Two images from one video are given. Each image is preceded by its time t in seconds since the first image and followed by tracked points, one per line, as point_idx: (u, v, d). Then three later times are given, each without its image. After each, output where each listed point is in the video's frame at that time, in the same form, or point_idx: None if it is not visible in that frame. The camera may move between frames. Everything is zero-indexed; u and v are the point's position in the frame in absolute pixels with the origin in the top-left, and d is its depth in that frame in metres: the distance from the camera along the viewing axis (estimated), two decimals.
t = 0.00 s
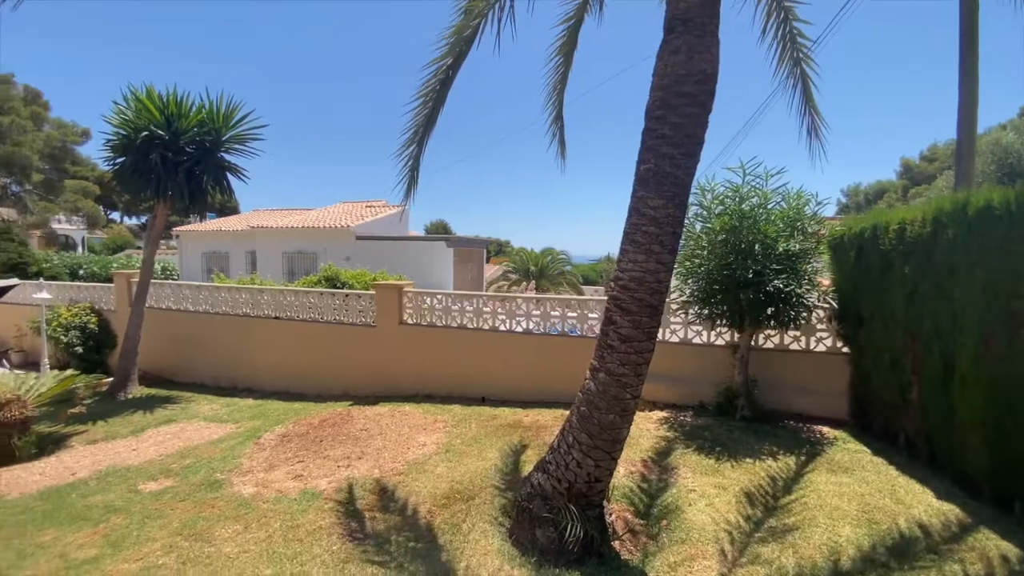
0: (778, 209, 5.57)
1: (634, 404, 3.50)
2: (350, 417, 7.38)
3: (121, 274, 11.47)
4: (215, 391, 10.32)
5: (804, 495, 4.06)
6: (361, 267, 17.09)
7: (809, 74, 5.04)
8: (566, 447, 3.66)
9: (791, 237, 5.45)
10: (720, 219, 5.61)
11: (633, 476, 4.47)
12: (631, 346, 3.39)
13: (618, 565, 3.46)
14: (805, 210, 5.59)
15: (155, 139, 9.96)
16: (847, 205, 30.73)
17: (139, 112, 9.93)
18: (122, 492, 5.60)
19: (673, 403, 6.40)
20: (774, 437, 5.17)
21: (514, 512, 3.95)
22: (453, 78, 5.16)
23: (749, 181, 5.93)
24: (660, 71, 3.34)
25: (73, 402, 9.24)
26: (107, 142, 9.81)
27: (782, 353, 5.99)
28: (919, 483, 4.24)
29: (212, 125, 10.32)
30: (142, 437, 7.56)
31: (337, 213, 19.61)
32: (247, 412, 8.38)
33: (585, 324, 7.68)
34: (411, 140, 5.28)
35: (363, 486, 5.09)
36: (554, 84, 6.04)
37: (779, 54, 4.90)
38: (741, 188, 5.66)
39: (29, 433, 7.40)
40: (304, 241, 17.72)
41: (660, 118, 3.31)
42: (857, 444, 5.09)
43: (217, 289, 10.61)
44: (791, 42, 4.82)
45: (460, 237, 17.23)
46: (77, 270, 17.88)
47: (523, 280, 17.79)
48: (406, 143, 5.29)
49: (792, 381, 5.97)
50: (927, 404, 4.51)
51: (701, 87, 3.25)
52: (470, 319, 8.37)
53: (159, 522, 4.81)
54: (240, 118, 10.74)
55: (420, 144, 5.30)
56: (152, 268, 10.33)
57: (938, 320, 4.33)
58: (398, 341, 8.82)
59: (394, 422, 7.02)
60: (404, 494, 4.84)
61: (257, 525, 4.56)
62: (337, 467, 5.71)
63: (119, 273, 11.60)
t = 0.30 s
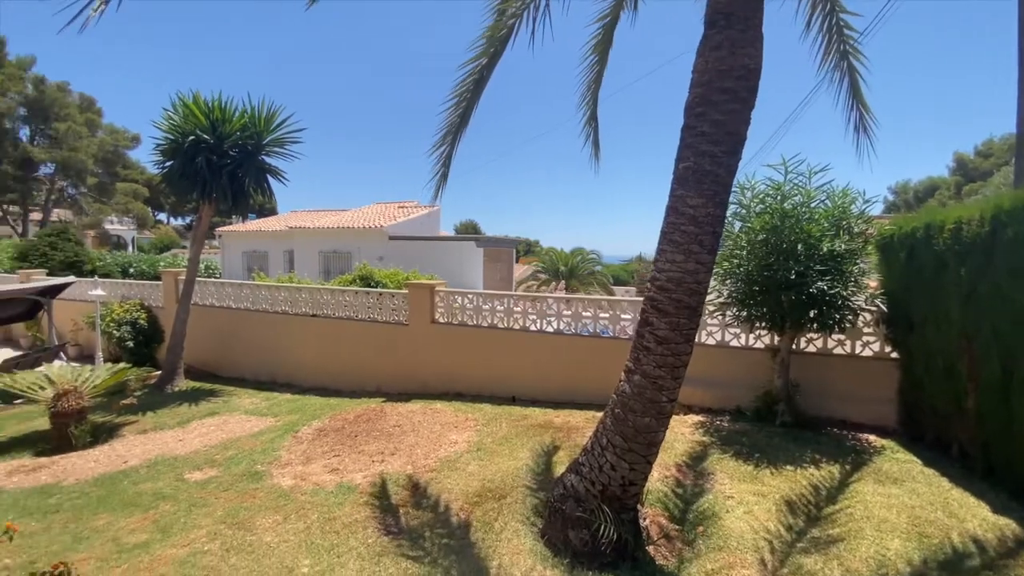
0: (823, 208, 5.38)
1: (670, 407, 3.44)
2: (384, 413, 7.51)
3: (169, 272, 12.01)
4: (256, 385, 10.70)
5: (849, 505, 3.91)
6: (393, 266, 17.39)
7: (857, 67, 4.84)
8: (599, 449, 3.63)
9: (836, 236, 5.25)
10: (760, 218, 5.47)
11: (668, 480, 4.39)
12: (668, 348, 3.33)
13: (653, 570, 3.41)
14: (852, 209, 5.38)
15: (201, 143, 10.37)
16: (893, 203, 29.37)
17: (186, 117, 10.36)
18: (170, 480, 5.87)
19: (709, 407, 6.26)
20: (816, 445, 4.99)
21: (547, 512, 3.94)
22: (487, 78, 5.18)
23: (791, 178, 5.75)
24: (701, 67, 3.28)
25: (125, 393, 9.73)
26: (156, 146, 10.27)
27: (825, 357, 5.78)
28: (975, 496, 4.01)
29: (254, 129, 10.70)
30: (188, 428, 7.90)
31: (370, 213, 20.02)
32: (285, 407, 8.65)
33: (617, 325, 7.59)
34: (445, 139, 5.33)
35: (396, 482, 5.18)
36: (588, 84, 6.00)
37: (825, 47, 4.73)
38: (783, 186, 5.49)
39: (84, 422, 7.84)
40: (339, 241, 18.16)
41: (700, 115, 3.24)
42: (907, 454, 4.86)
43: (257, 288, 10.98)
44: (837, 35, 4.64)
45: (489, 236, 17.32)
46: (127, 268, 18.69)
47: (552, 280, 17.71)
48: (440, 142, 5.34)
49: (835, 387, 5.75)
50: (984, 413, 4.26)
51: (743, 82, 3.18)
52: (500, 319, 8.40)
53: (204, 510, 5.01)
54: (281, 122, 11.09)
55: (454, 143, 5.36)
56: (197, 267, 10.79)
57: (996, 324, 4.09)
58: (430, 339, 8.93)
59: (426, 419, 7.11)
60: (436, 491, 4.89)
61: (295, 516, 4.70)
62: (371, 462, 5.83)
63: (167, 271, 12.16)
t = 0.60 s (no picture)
0: (870, 207, 5.16)
1: (708, 411, 3.37)
2: (416, 410, 7.61)
3: (212, 271, 12.50)
4: (293, 380, 11.03)
5: (897, 518, 3.74)
6: (424, 266, 17.64)
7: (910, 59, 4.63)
8: (634, 452, 3.58)
9: (884, 236, 5.03)
10: (802, 217, 5.29)
11: (703, 486, 4.30)
12: (707, 350, 3.26)
13: None
14: (902, 207, 5.14)
15: (243, 147, 10.77)
16: (943, 201, 27.88)
17: (229, 122, 10.76)
18: (214, 470, 6.11)
19: (747, 412, 6.10)
20: (861, 454, 4.80)
21: (579, 514, 3.91)
22: (521, 77, 5.19)
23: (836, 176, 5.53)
24: (743, 63, 3.20)
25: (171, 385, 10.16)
26: (202, 150, 10.71)
27: (871, 363, 5.55)
28: None
29: (293, 132, 11.04)
30: (230, 421, 8.20)
31: (402, 214, 20.36)
32: (320, 402, 8.88)
33: (651, 327, 7.48)
34: (478, 139, 5.37)
35: (428, 478, 5.25)
36: (623, 82, 5.94)
37: (874, 39, 4.54)
38: (827, 183, 5.30)
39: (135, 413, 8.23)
40: (372, 241, 18.54)
41: (743, 112, 3.16)
42: (961, 465, 4.62)
43: (295, 286, 11.33)
44: (887, 25, 4.45)
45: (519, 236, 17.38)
46: (173, 267, 19.41)
47: (582, 280, 17.56)
48: (473, 142, 5.38)
49: (881, 394, 5.52)
50: None
51: (788, 78, 3.09)
52: (531, 319, 8.39)
53: (246, 501, 5.19)
54: (318, 125, 11.41)
55: (487, 142, 5.39)
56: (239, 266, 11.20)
57: None
58: (462, 338, 9.00)
59: (457, 417, 7.18)
60: (468, 489, 4.92)
61: (332, 509, 4.82)
62: (404, 458, 5.92)
63: (211, 270, 12.67)
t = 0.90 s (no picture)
0: (921, 205, 4.93)
1: (748, 415, 3.29)
2: (446, 408, 7.69)
3: (252, 270, 12.93)
4: (328, 376, 11.32)
5: (950, 531, 3.56)
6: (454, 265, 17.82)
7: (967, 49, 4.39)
8: (670, 455, 3.52)
9: (937, 235, 4.79)
10: (848, 216, 5.10)
11: (741, 493, 4.19)
12: (747, 353, 3.17)
13: None
14: (956, 205, 4.89)
15: (282, 150, 11.11)
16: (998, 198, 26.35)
17: (269, 126, 11.12)
18: (254, 462, 6.33)
19: (787, 417, 5.92)
20: (910, 464, 4.59)
21: (612, 517, 3.87)
22: (555, 76, 5.17)
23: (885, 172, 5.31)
24: (788, 56, 3.11)
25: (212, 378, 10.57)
26: (243, 153, 11.09)
27: (920, 368, 5.30)
28: None
29: (330, 135, 11.34)
30: (268, 415, 8.47)
31: (433, 214, 20.61)
32: (354, 398, 9.08)
33: (685, 328, 7.33)
34: (511, 137, 5.38)
35: (460, 476, 5.30)
36: (657, 78, 5.85)
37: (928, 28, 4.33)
38: (875, 180, 5.08)
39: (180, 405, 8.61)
40: (403, 241, 18.86)
41: (787, 107, 3.07)
42: (1020, 478, 4.36)
43: (330, 285, 11.62)
44: (942, 13, 4.24)
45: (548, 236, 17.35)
46: (215, 266, 20.19)
47: (612, 280, 17.39)
48: (506, 139, 5.39)
49: (931, 402, 5.26)
50: None
51: (837, 71, 2.99)
52: (561, 319, 8.36)
53: (284, 492, 5.36)
54: (353, 128, 11.68)
55: (519, 141, 5.40)
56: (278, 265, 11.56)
57: None
58: (492, 337, 9.03)
59: (487, 416, 7.21)
60: (500, 488, 4.94)
61: (366, 503, 4.91)
62: (436, 455, 5.98)
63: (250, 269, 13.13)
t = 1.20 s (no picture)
0: (977, 203, 4.67)
1: (791, 422, 3.19)
2: (477, 407, 7.74)
3: (289, 269, 13.31)
4: (361, 373, 11.56)
5: (1009, 547, 3.37)
6: (483, 264, 17.92)
7: None
8: (709, 461, 3.46)
9: (995, 235, 4.53)
10: (897, 215, 4.89)
11: (781, 501, 4.07)
12: (791, 357, 3.08)
13: None
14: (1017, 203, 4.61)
15: (319, 152, 11.39)
16: None
17: (306, 129, 11.42)
18: (292, 455, 6.51)
19: (829, 424, 5.72)
20: (964, 476, 4.36)
21: (647, 522, 3.82)
22: (589, 75, 5.14)
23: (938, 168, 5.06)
24: (837, 49, 3.01)
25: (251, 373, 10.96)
26: (281, 155, 11.41)
27: (975, 376, 5.02)
28: None
29: (364, 137, 11.58)
30: (304, 410, 8.70)
31: (462, 214, 20.77)
32: (386, 395, 9.24)
33: (721, 330, 7.16)
34: (544, 137, 5.39)
35: (491, 475, 5.32)
36: (693, 74, 5.73)
37: (986, 16, 4.11)
38: (927, 177, 4.85)
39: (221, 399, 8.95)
40: (433, 241, 19.09)
41: (836, 102, 2.97)
42: None
43: (364, 285, 11.86)
44: None
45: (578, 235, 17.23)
46: (253, 265, 20.91)
47: (643, 281, 17.14)
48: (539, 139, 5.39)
49: (988, 411, 4.98)
50: None
51: (890, 64, 2.88)
52: (592, 319, 8.30)
53: (320, 486, 5.49)
54: (386, 130, 11.89)
55: (553, 140, 5.39)
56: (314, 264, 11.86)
57: None
58: (522, 337, 9.04)
59: (518, 416, 7.22)
60: (532, 488, 4.94)
61: (399, 498, 4.99)
62: (467, 453, 6.02)
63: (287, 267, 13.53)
